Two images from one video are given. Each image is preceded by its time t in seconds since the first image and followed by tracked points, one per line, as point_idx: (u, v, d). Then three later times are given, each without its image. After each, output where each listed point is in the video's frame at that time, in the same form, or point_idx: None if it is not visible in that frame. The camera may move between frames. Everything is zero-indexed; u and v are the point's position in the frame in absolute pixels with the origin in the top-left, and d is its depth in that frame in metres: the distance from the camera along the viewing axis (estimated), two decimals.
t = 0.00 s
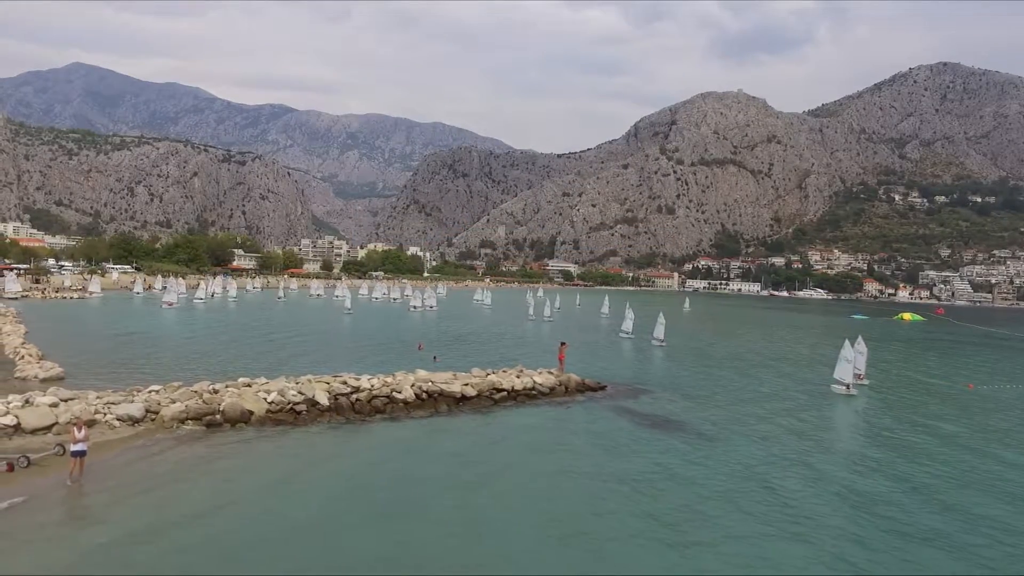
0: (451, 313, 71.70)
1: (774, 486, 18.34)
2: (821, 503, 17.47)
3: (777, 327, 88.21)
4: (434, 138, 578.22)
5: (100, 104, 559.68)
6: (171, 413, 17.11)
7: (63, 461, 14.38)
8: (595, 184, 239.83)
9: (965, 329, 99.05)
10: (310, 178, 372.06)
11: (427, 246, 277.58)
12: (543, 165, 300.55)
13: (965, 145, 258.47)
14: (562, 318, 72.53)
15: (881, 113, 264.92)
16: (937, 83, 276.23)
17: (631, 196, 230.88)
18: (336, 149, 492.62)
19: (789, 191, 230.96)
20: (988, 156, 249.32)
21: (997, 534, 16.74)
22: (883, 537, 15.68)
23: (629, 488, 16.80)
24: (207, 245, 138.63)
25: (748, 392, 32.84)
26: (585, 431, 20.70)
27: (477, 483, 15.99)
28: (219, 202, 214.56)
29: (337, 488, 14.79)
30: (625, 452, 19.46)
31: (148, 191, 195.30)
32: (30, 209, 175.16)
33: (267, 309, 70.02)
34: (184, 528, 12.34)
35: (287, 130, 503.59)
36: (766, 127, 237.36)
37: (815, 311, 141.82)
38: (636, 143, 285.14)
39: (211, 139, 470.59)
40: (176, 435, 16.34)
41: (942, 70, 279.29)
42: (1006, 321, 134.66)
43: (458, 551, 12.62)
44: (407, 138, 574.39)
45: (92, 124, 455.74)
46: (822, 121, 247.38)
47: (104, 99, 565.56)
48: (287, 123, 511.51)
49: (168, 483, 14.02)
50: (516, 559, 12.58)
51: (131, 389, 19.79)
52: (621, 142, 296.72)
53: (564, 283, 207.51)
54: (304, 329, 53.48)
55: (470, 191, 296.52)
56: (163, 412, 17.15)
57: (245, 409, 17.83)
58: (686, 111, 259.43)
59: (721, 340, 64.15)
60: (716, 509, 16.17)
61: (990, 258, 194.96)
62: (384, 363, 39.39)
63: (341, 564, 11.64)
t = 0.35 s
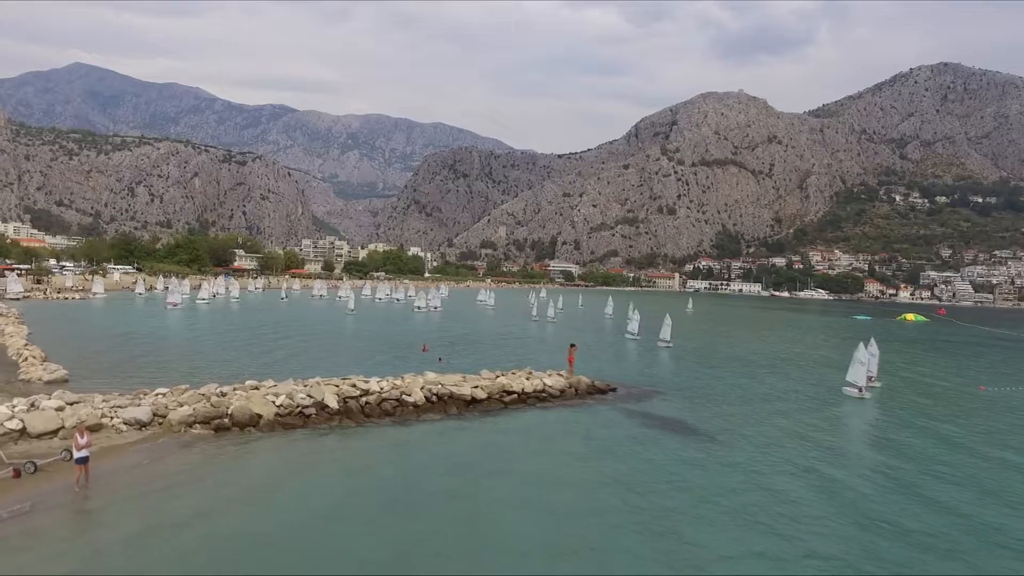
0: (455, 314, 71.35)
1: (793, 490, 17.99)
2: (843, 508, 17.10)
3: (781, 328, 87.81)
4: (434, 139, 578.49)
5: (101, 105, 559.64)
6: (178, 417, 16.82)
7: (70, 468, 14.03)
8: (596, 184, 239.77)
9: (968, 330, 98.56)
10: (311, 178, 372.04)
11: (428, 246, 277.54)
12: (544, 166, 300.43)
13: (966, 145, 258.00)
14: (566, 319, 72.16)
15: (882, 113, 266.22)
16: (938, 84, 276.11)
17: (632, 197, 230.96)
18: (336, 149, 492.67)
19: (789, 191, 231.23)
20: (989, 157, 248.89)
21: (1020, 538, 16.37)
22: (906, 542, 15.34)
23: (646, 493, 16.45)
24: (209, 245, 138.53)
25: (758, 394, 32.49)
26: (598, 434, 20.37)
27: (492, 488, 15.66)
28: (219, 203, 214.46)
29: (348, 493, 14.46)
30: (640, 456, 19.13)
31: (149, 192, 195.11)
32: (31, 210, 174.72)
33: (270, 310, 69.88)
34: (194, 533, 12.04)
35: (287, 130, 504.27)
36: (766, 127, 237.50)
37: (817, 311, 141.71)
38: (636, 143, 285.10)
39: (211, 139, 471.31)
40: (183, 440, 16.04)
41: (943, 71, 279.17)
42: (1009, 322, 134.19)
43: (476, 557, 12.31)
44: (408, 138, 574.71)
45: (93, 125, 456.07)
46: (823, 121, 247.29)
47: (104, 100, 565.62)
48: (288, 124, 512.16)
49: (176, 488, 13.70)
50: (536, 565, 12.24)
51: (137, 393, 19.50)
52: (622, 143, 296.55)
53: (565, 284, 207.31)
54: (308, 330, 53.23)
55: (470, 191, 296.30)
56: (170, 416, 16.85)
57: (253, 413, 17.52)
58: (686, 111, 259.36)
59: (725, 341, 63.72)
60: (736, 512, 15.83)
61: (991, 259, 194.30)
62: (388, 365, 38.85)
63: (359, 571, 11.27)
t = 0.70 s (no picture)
0: (458, 315, 70.96)
1: (809, 493, 17.57)
2: (864, 512, 16.69)
3: (784, 329, 87.44)
4: (434, 139, 578.54)
5: (101, 105, 559.21)
6: (184, 420, 16.51)
7: (74, 475, 13.70)
8: (597, 184, 239.53)
9: (971, 330, 98.18)
10: (311, 178, 371.76)
11: (428, 246, 277.23)
12: (544, 166, 300.01)
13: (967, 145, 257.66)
14: (570, 320, 71.79)
15: (883, 113, 266.40)
16: (938, 84, 275.87)
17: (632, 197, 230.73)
18: (336, 149, 492.53)
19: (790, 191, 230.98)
20: (990, 157, 248.56)
21: None
22: (925, 547, 14.91)
23: (660, 496, 16.11)
24: (209, 245, 138.23)
25: (769, 396, 32.07)
26: (609, 437, 20.04)
27: (504, 492, 15.30)
28: (219, 203, 214.16)
29: (357, 500, 14.08)
30: (653, 458, 18.80)
31: (149, 192, 194.76)
32: (31, 210, 174.29)
33: (272, 311, 69.48)
34: (200, 542, 11.68)
35: (287, 130, 504.34)
36: (767, 127, 237.07)
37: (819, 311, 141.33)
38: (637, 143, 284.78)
39: (212, 139, 471.53)
40: (189, 445, 15.73)
41: (943, 71, 278.99)
42: (1011, 322, 133.78)
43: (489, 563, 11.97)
44: (408, 138, 574.76)
45: (93, 125, 455.97)
46: (824, 121, 246.84)
47: (105, 99, 565.21)
48: (289, 124, 512.44)
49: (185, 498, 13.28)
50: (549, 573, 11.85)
51: (142, 396, 19.17)
52: (623, 143, 296.20)
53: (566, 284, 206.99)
54: (310, 330, 52.89)
55: (471, 191, 295.92)
56: (176, 420, 16.55)
57: (260, 417, 17.22)
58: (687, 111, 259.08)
59: (730, 342, 63.29)
60: (754, 517, 15.40)
61: (992, 259, 193.19)
62: (391, 366, 38.32)
63: None
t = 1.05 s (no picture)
0: (461, 316, 70.58)
1: (821, 499, 17.09)
2: (884, 518, 16.29)
3: (786, 330, 87.14)
4: (435, 139, 578.61)
5: (102, 105, 558.84)
6: (188, 426, 16.13)
7: (75, 482, 13.28)
8: (597, 184, 239.25)
9: (973, 331, 97.74)
10: (311, 178, 371.58)
11: (428, 246, 277.00)
12: (545, 166, 299.59)
13: (967, 146, 257.25)
14: (573, 321, 71.42)
15: (883, 113, 266.27)
16: (939, 84, 275.63)
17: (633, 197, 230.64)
18: (337, 150, 492.50)
19: (790, 192, 230.84)
20: (990, 157, 248.41)
21: None
22: (942, 557, 14.38)
23: (677, 502, 15.68)
24: (210, 245, 137.87)
25: (779, 399, 31.65)
26: (621, 441, 19.67)
27: (516, 500, 14.85)
28: (219, 203, 213.93)
29: (369, 509, 13.63)
30: (668, 464, 18.36)
31: (149, 192, 194.40)
32: (31, 210, 173.64)
33: (273, 312, 69.16)
34: (206, 554, 11.19)
35: (287, 130, 504.53)
36: (767, 127, 236.69)
37: (821, 312, 140.86)
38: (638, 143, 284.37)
39: (213, 139, 471.54)
40: (194, 450, 15.39)
41: (944, 71, 278.69)
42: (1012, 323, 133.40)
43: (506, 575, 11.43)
44: (409, 138, 574.76)
45: (93, 125, 455.72)
46: (824, 122, 246.42)
47: (104, 99, 564.42)
48: (289, 125, 512.68)
49: (190, 508, 12.81)
50: None
51: (146, 400, 18.84)
52: (623, 143, 295.83)
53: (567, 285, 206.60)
54: (312, 331, 52.55)
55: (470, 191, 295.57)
56: (180, 425, 16.18)
57: (266, 421, 16.82)
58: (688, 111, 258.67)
59: (734, 343, 62.87)
60: (768, 525, 14.87)
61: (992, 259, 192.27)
62: (394, 367, 37.68)
63: None
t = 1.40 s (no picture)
0: (463, 316, 70.24)
1: (841, 507, 16.57)
2: (910, 529, 15.69)
3: (790, 330, 86.65)
4: (435, 139, 578.41)
5: (102, 105, 558.33)
6: (191, 431, 15.68)
7: (74, 492, 12.82)
8: (597, 184, 238.69)
9: (976, 332, 97.20)
10: (311, 178, 371.10)
11: (429, 246, 276.77)
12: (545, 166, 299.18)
13: (967, 146, 256.67)
14: (577, 322, 70.89)
15: (884, 113, 265.76)
16: (939, 84, 275.22)
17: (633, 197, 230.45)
18: (337, 149, 492.17)
19: (791, 192, 230.76)
20: (991, 157, 247.91)
21: None
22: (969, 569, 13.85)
23: (696, 510, 15.14)
24: (211, 245, 137.45)
25: (790, 402, 31.08)
26: (634, 446, 19.17)
27: (529, 506, 14.41)
28: (219, 203, 213.57)
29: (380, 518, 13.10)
30: (684, 471, 17.83)
31: (149, 192, 194.09)
32: (31, 210, 173.07)
33: (275, 312, 68.82)
34: (211, 564, 10.76)
35: (287, 130, 504.48)
36: (767, 127, 236.33)
37: (823, 312, 140.49)
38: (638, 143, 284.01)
39: (212, 139, 471.28)
40: (197, 456, 14.93)
41: (944, 71, 278.27)
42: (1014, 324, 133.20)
43: None
44: (409, 138, 574.49)
45: (93, 125, 455.44)
46: (824, 122, 246.14)
47: (105, 99, 564.06)
48: (289, 125, 512.73)
49: (194, 517, 12.31)
50: None
51: (147, 403, 18.35)
52: (624, 143, 295.28)
53: (568, 285, 206.39)
54: (313, 332, 51.96)
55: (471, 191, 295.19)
56: (183, 431, 15.73)
57: (271, 426, 16.37)
58: (688, 111, 258.21)
59: (739, 344, 62.47)
60: (788, 535, 14.38)
61: (993, 259, 191.85)
62: (397, 369, 36.97)
63: None
